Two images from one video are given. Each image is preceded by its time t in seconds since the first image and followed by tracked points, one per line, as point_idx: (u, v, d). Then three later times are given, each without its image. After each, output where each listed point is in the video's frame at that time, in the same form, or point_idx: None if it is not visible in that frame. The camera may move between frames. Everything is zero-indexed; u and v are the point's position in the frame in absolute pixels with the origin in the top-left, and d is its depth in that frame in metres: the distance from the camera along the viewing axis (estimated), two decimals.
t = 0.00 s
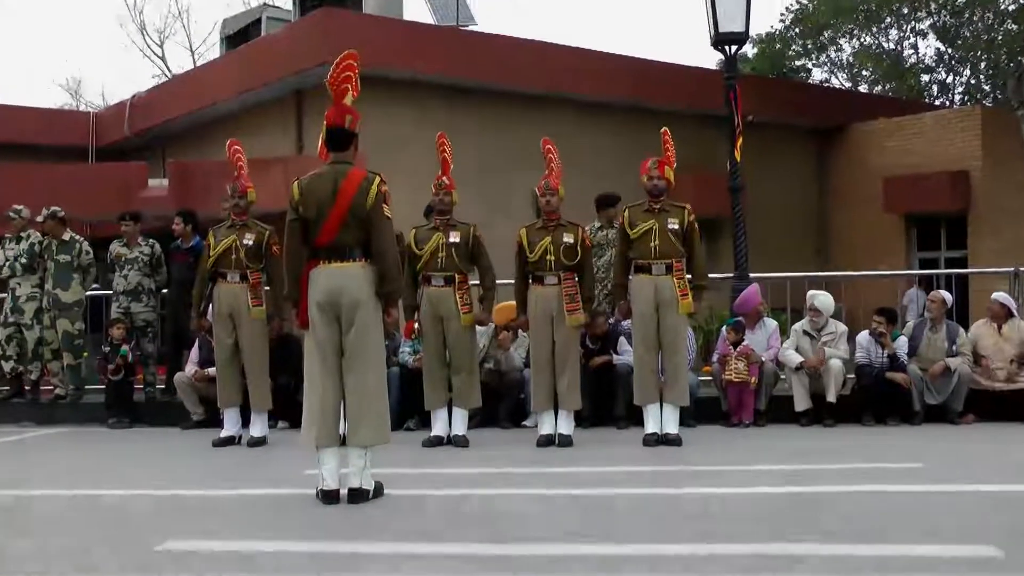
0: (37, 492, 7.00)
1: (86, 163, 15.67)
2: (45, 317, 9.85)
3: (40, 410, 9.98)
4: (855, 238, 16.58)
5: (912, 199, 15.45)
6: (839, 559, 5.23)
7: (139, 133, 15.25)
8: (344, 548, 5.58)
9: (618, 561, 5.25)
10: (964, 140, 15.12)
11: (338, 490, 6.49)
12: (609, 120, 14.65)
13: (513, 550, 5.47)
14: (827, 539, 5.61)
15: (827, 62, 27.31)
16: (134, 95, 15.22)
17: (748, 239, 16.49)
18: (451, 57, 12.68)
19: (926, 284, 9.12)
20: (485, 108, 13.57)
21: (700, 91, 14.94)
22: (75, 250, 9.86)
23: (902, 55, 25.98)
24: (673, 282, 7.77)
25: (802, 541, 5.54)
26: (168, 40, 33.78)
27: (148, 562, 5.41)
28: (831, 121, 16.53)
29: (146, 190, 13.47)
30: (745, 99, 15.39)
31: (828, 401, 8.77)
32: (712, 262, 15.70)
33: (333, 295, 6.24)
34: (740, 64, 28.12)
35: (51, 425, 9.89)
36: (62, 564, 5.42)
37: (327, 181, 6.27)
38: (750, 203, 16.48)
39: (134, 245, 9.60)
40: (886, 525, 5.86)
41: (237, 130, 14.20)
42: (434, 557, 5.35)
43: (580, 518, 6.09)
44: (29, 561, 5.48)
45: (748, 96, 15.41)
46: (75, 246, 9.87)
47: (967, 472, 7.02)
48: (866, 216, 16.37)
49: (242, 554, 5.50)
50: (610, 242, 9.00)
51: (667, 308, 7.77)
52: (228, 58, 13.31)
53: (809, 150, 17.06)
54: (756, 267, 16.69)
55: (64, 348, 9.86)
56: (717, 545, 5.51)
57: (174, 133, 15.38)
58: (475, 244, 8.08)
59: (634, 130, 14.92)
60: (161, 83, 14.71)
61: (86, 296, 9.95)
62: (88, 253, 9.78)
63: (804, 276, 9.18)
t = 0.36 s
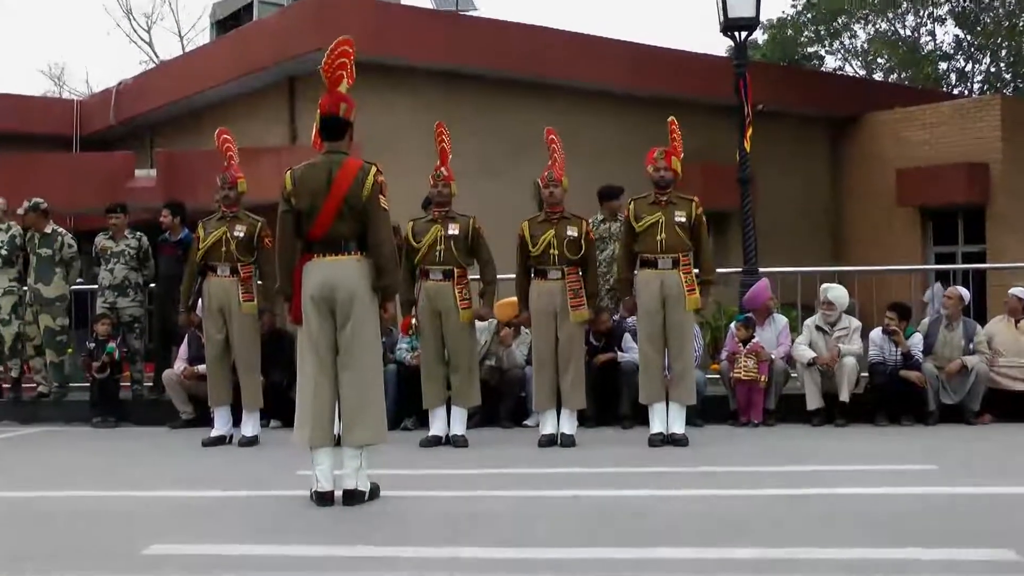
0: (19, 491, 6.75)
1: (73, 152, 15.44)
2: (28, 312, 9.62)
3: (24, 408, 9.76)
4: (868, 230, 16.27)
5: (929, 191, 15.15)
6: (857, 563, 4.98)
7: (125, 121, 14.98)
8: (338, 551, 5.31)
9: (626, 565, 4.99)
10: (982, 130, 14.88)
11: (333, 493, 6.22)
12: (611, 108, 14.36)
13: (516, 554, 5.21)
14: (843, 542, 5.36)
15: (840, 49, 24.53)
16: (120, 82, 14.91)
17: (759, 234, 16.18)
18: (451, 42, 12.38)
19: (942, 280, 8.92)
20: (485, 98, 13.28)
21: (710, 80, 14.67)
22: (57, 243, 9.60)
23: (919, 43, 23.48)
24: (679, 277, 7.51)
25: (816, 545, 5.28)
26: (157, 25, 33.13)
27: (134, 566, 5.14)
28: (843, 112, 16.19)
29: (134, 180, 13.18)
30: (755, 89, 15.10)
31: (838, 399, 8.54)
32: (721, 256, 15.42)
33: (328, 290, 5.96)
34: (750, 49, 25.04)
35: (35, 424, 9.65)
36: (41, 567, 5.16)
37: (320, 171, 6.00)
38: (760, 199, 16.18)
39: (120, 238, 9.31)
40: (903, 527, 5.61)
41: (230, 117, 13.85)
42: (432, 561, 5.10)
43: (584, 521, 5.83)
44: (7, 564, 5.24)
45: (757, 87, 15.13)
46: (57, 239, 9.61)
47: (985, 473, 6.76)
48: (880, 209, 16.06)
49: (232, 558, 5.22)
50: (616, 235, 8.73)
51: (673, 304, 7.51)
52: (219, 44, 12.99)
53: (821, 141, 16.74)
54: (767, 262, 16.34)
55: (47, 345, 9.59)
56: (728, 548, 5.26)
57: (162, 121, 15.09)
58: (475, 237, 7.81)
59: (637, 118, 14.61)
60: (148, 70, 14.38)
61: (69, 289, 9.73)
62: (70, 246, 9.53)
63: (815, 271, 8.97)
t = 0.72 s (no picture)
0: (18, 482, 6.75)
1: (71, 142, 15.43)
2: (26, 302, 9.64)
3: (22, 398, 9.78)
4: (867, 222, 16.24)
5: (928, 184, 15.12)
6: (853, 555, 4.98)
7: (125, 112, 14.97)
8: (335, 541, 5.32)
9: (622, 557, 5.00)
10: (982, 123, 14.85)
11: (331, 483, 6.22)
12: (610, 101, 14.34)
13: (513, 545, 5.21)
14: (840, 535, 5.36)
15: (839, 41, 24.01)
16: (119, 73, 14.88)
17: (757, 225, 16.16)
18: (451, 34, 12.37)
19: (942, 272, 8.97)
20: (485, 90, 13.27)
21: (709, 73, 14.63)
22: (56, 232, 9.62)
23: (918, 36, 23.12)
24: (678, 269, 7.51)
25: (812, 537, 5.28)
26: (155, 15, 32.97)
27: (133, 556, 5.15)
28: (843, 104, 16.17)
29: (132, 170, 13.17)
30: (755, 82, 15.10)
31: (837, 392, 8.55)
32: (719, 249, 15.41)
33: (326, 280, 5.95)
34: (749, 40, 24.41)
35: (32, 414, 9.68)
36: (39, 557, 5.17)
37: (318, 161, 5.99)
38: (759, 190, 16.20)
39: (118, 229, 9.34)
40: (900, 520, 5.61)
41: (230, 108, 13.84)
42: (429, 552, 5.10)
43: (581, 513, 5.83)
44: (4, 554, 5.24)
45: (757, 80, 15.11)
46: (56, 228, 9.64)
47: (982, 467, 6.76)
48: (879, 202, 16.02)
49: (230, 548, 5.23)
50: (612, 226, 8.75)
51: (672, 295, 7.51)
52: (217, 34, 12.98)
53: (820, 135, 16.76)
54: (766, 254, 16.34)
55: (45, 334, 9.62)
56: (724, 540, 5.26)
57: (162, 112, 15.08)
58: (473, 228, 7.81)
59: (637, 110, 14.59)
60: (147, 60, 14.37)
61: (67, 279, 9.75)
62: (69, 235, 9.56)
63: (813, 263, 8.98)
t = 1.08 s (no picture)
0: (20, 480, 6.75)
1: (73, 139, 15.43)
2: (28, 299, 9.63)
3: (24, 395, 9.77)
4: (869, 220, 16.23)
5: (930, 181, 15.13)
6: (855, 553, 4.98)
7: (126, 109, 14.97)
8: (339, 539, 5.32)
9: (624, 554, 5.00)
10: (985, 120, 14.86)
11: (333, 480, 6.22)
12: (611, 98, 14.32)
13: (515, 543, 5.22)
14: (842, 532, 5.37)
15: (841, 38, 23.86)
16: (120, 70, 14.87)
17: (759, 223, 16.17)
18: (453, 32, 12.36)
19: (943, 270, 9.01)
20: (485, 88, 13.26)
21: (710, 70, 14.62)
22: (59, 229, 9.62)
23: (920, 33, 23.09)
24: (680, 266, 7.51)
25: (814, 535, 5.28)
26: (158, 11, 32.83)
27: (135, 554, 5.15)
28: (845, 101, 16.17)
29: (133, 168, 13.16)
30: (757, 79, 15.08)
31: (839, 389, 8.56)
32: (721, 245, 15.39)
33: (328, 278, 5.94)
34: (750, 37, 24.44)
35: (34, 412, 9.66)
36: (41, 554, 5.17)
37: (320, 159, 5.99)
38: (761, 188, 16.21)
39: (120, 226, 9.35)
40: (902, 517, 5.62)
41: (231, 106, 13.83)
42: (431, 550, 5.10)
43: (584, 511, 5.83)
44: (8, 551, 5.25)
45: (758, 77, 15.10)
46: (60, 225, 9.64)
47: (984, 464, 6.76)
48: (880, 199, 16.03)
49: (232, 546, 5.23)
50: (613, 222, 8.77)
51: (674, 293, 7.51)
52: (218, 31, 12.97)
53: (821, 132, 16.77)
54: (767, 252, 16.32)
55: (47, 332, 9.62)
56: (726, 537, 5.26)
57: (163, 110, 15.08)
58: (475, 225, 7.80)
59: (637, 107, 14.59)
60: (148, 57, 14.36)
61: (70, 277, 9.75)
62: (72, 233, 9.56)
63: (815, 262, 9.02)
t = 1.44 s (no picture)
0: (21, 481, 6.75)
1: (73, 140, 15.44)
2: (30, 300, 9.64)
3: (26, 396, 9.79)
4: (869, 215, 16.19)
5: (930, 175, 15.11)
6: (855, 549, 4.98)
7: (126, 109, 14.97)
8: (340, 538, 5.32)
9: (625, 552, 5.00)
10: (985, 115, 14.85)
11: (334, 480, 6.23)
12: (611, 95, 14.30)
13: (516, 541, 5.21)
14: (843, 528, 5.36)
15: (841, 34, 23.82)
16: (120, 71, 14.88)
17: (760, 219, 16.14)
18: (451, 29, 12.36)
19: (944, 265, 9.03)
20: (485, 86, 13.26)
21: (709, 67, 14.61)
22: (61, 230, 9.64)
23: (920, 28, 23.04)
24: (681, 263, 7.51)
25: (815, 531, 5.27)
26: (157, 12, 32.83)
27: (135, 554, 5.15)
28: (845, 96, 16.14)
29: (133, 168, 13.16)
30: (756, 75, 15.07)
31: (841, 385, 8.56)
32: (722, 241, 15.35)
33: (328, 277, 5.94)
34: (750, 33, 24.39)
35: (37, 412, 9.68)
36: (42, 555, 5.17)
37: (320, 159, 5.98)
38: (761, 183, 16.19)
39: (121, 227, 9.36)
40: (903, 513, 5.61)
41: (231, 105, 13.82)
42: (431, 548, 5.10)
43: (585, 509, 5.83)
44: (9, 552, 5.25)
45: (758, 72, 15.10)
46: (62, 226, 9.66)
47: (985, 459, 6.76)
48: (880, 194, 16.00)
49: (232, 546, 5.23)
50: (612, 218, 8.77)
51: (675, 290, 7.51)
52: (217, 31, 12.97)
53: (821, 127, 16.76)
54: (768, 247, 16.28)
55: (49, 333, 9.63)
56: (727, 535, 5.26)
57: (164, 110, 15.09)
58: (475, 224, 7.80)
59: (638, 104, 14.58)
60: (148, 58, 14.37)
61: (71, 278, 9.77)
62: (74, 233, 9.58)
63: (816, 258, 9.04)
